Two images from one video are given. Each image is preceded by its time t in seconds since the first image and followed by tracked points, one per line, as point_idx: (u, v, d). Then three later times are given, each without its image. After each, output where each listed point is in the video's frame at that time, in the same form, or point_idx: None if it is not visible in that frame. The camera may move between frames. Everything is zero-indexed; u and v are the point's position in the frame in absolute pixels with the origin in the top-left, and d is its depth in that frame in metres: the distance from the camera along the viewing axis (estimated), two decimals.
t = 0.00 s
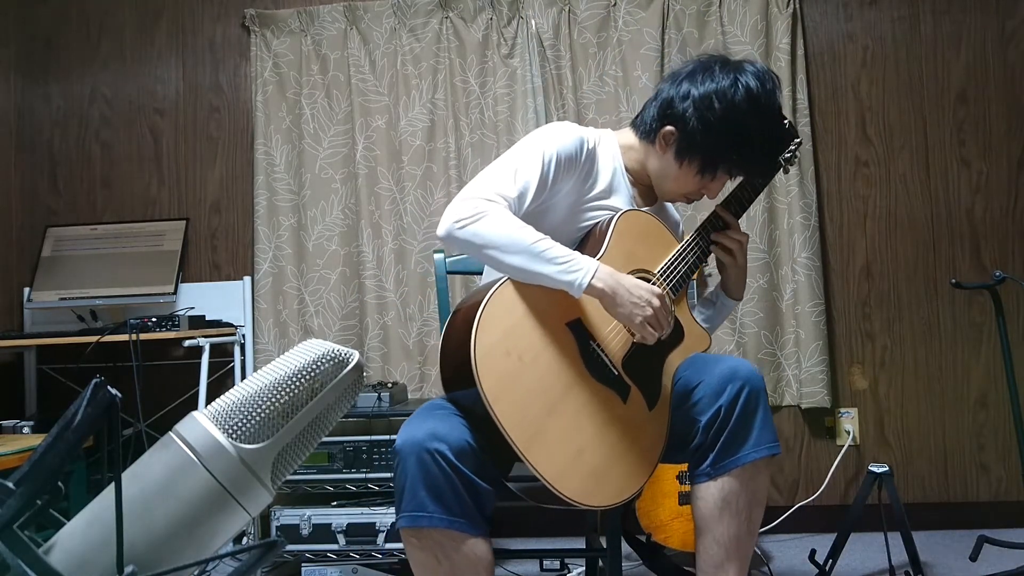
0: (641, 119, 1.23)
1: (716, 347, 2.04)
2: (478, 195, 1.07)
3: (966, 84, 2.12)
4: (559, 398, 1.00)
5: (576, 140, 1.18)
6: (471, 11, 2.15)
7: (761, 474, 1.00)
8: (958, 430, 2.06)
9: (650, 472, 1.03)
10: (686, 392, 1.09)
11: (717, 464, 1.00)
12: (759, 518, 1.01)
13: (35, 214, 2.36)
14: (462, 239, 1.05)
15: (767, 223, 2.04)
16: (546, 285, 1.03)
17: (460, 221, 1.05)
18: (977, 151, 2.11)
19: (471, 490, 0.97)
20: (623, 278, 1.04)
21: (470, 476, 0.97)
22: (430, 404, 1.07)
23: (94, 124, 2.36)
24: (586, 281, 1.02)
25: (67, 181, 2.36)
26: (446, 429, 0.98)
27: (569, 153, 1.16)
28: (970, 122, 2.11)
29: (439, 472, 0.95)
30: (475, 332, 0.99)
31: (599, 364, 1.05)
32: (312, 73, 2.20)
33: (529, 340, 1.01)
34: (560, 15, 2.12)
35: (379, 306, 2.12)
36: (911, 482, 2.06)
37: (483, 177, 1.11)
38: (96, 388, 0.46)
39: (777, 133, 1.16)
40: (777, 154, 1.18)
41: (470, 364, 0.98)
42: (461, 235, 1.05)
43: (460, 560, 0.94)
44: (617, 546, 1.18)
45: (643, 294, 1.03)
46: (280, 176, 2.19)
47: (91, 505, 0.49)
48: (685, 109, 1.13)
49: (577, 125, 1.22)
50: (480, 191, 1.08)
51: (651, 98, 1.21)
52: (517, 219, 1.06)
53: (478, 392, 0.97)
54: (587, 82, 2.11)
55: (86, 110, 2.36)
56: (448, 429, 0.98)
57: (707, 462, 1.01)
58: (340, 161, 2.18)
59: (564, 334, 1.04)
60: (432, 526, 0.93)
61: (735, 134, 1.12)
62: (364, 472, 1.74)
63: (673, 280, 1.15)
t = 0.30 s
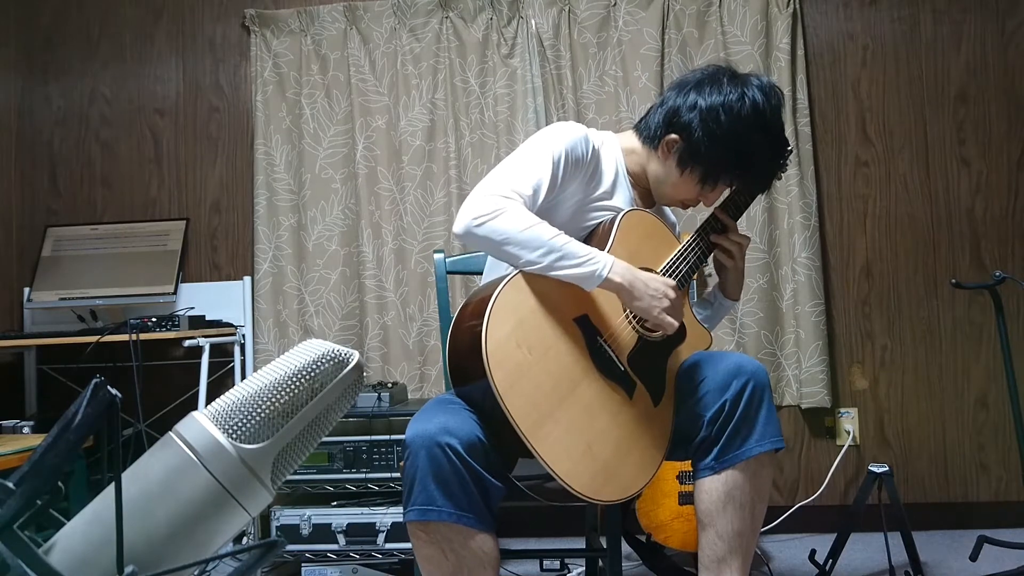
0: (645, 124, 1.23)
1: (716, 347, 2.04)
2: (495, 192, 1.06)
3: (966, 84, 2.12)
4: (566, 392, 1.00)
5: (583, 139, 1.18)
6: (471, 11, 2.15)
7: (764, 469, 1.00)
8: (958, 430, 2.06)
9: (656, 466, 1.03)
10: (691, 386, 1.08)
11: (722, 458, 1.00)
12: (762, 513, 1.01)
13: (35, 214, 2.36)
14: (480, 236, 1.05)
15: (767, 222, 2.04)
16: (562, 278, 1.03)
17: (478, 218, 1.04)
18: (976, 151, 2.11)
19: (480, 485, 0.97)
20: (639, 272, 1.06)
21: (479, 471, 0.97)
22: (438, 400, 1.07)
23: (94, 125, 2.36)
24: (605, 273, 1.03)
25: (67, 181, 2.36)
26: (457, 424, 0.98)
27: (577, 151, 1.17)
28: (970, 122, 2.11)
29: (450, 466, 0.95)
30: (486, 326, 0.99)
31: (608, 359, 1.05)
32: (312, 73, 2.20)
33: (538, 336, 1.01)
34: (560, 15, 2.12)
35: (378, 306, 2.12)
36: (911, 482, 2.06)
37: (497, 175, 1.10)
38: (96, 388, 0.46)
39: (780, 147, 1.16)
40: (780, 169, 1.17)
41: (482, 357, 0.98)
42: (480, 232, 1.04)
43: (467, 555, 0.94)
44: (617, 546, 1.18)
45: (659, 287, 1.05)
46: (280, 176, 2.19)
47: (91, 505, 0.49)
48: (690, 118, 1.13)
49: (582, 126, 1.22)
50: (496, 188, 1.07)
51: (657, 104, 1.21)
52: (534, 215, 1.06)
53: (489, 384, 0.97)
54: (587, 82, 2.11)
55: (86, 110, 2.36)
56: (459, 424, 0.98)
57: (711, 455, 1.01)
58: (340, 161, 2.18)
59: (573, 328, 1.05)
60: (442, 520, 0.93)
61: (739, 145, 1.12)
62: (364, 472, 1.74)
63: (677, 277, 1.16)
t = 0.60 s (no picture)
0: (642, 121, 1.23)
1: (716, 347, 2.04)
2: (496, 186, 1.06)
3: (966, 84, 2.12)
4: (571, 388, 1.00)
5: (583, 136, 1.17)
6: (471, 11, 2.15)
7: (767, 463, 1.00)
8: (958, 430, 2.06)
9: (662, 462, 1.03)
10: (694, 381, 1.07)
11: (725, 451, 1.00)
12: (764, 507, 1.00)
13: (35, 214, 2.36)
14: (479, 231, 1.04)
15: (767, 222, 2.04)
16: (559, 277, 1.03)
17: (478, 211, 1.04)
18: (976, 151, 2.11)
19: (488, 482, 0.97)
20: (635, 275, 1.05)
21: (487, 469, 0.97)
22: (445, 397, 1.06)
23: (94, 124, 2.36)
24: (601, 275, 1.02)
25: (67, 181, 2.36)
26: (465, 422, 0.98)
27: (577, 149, 1.16)
28: (970, 122, 2.11)
29: (457, 463, 0.95)
30: (491, 321, 1.00)
31: (611, 354, 1.06)
32: (312, 73, 2.20)
33: (541, 333, 1.02)
34: (560, 15, 2.12)
35: (378, 306, 2.12)
36: (912, 482, 2.06)
37: (499, 169, 1.10)
38: (95, 388, 0.46)
39: (776, 140, 1.18)
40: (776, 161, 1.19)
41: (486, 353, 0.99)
42: (479, 226, 1.04)
43: (473, 553, 0.94)
44: (618, 546, 1.18)
45: (656, 291, 1.06)
46: (280, 176, 2.19)
47: (91, 505, 0.49)
48: (690, 112, 1.14)
49: (583, 123, 1.21)
50: (497, 183, 1.07)
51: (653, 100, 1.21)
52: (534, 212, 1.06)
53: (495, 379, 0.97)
54: (587, 82, 2.11)
55: (86, 110, 2.36)
56: (466, 421, 0.98)
57: (715, 449, 1.00)
58: (340, 161, 2.18)
59: (575, 325, 1.05)
60: (449, 517, 0.93)
61: (739, 139, 1.13)
62: (364, 472, 1.74)
63: (676, 275, 1.16)
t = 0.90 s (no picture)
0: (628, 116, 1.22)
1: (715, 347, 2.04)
2: (487, 187, 1.06)
3: (966, 84, 2.12)
4: (568, 386, 1.00)
5: (572, 134, 1.17)
6: (471, 11, 2.15)
7: (766, 455, 1.00)
8: (958, 430, 2.06)
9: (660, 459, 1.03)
10: (690, 376, 1.08)
11: (723, 445, 1.00)
12: (765, 500, 1.00)
13: (35, 214, 2.36)
14: (471, 231, 1.05)
15: (767, 222, 2.04)
16: (552, 276, 1.03)
17: (469, 213, 1.05)
18: (976, 151, 2.11)
19: (485, 485, 0.96)
20: (628, 273, 1.05)
21: (484, 472, 0.96)
22: (440, 401, 1.06)
23: (94, 125, 2.36)
24: (594, 274, 1.02)
25: (67, 181, 2.36)
26: (462, 425, 0.98)
27: (566, 147, 1.16)
28: (970, 122, 2.11)
29: (454, 467, 0.95)
30: (485, 322, 0.99)
31: (606, 352, 1.05)
32: (312, 73, 2.20)
33: (535, 332, 1.01)
34: (560, 15, 2.12)
35: (378, 306, 2.12)
36: (912, 483, 2.06)
37: (489, 169, 1.10)
38: (96, 388, 0.46)
39: (764, 113, 1.17)
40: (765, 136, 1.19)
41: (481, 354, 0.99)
42: (470, 227, 1.04)
43: (472, 555, 0.94)
44: (618, 546, 1.18)
45: (648, 288, 1.05)
46: (280, 176, 2.19)
47: (92, 505, 0.49)
48: (674, 99, 1.14)
49: (571, 121, 1.22)
50: (488, 183, 1.07)
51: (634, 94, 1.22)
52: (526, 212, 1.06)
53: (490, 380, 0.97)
54: (587, 82, 2.11)
55: (86, 110, 2.36)
56: (462, 424, 0.98)
57: (712, 442, 1.01)
58: (340, 161, 2.18)
59: (569, 323, 1.05)
60: (447, 521, 0.93)
61: (727, 120, 1.13)
62: (364, 472, 1.74)
63: (671, 270, 1.16)
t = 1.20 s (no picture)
0: (608, 116, 1.22)
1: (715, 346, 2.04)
2: (460, 202, 1.05)
3: (966, 84, 2.12)
4: (553, 396, 0.99)
5: (548, 140, 1.17)
6: (471, 11, 2.16)
7: (758, 453, 1.02)
8: (957, 430, 2.06)
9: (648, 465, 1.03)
10: (678, 377, 1.10)
11: (713, 446, 1.02)
12: (760, 497, 1.02)
13: (35, 214, 2.36)
14: (445, 248, 1.04)
15: (767, 222, 2.04)
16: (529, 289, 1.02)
17: (442, 230, 1.04)
18: (976, 151, 2.11)
19: (469, 503, 0.99)
20: (606, 279, 1.03)
21: (466, 490, 0.98)
22: (424, 419, 1.07)
23: (94, 124, 2.36)
24: (571, 283, 1.01)
25: (67, 181, 2.36)
26: (443, 445, 0.99)
27: (542, 154, 1.16)
28: (970, 122, 2.11)
29: (436, 489, 0.97)
30: (462, 339, 0.97)
31: (589, 361, 1.05)
32: (312, 73, 2.20)
33: (515, 343, 1.00)
34: (560, 15, 2.12)
35: (378, 306, 2.12)
36: (912, 482, 2.06)
37: (462, 184, 1.09)
38: (96, 389, 0.46)
39: (747, 105, 1.17)
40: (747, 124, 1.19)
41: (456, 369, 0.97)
42: (444, 244, 1.04)
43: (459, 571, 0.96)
44: (617, 546, 1.18)
45: (628, 293, 1.03)
46: (280, 176, 2.19)
47: (92, 505, 0.49)
48: (657, 94, 1.13)
49: (547, 124, 1.22)
50: (460, 198, 1.06)
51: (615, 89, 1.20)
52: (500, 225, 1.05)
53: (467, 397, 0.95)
54: (587, 82, 2.11)
55: (86, 110, 2.36)
56: (442, 444, 0.99)
57: (703, 444, 1.03)
58: (340, 161, 2.18)
59: (550, 333, 1.03)
60: (432, 542, 0.95)
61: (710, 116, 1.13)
62: (364, 472, 1.74)
63: (656, 268, 1.15)
